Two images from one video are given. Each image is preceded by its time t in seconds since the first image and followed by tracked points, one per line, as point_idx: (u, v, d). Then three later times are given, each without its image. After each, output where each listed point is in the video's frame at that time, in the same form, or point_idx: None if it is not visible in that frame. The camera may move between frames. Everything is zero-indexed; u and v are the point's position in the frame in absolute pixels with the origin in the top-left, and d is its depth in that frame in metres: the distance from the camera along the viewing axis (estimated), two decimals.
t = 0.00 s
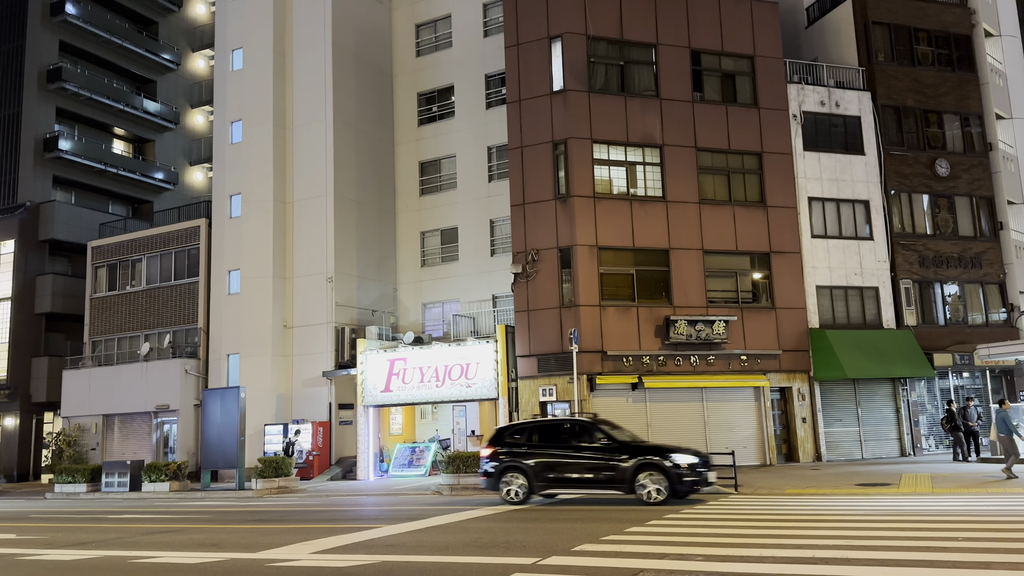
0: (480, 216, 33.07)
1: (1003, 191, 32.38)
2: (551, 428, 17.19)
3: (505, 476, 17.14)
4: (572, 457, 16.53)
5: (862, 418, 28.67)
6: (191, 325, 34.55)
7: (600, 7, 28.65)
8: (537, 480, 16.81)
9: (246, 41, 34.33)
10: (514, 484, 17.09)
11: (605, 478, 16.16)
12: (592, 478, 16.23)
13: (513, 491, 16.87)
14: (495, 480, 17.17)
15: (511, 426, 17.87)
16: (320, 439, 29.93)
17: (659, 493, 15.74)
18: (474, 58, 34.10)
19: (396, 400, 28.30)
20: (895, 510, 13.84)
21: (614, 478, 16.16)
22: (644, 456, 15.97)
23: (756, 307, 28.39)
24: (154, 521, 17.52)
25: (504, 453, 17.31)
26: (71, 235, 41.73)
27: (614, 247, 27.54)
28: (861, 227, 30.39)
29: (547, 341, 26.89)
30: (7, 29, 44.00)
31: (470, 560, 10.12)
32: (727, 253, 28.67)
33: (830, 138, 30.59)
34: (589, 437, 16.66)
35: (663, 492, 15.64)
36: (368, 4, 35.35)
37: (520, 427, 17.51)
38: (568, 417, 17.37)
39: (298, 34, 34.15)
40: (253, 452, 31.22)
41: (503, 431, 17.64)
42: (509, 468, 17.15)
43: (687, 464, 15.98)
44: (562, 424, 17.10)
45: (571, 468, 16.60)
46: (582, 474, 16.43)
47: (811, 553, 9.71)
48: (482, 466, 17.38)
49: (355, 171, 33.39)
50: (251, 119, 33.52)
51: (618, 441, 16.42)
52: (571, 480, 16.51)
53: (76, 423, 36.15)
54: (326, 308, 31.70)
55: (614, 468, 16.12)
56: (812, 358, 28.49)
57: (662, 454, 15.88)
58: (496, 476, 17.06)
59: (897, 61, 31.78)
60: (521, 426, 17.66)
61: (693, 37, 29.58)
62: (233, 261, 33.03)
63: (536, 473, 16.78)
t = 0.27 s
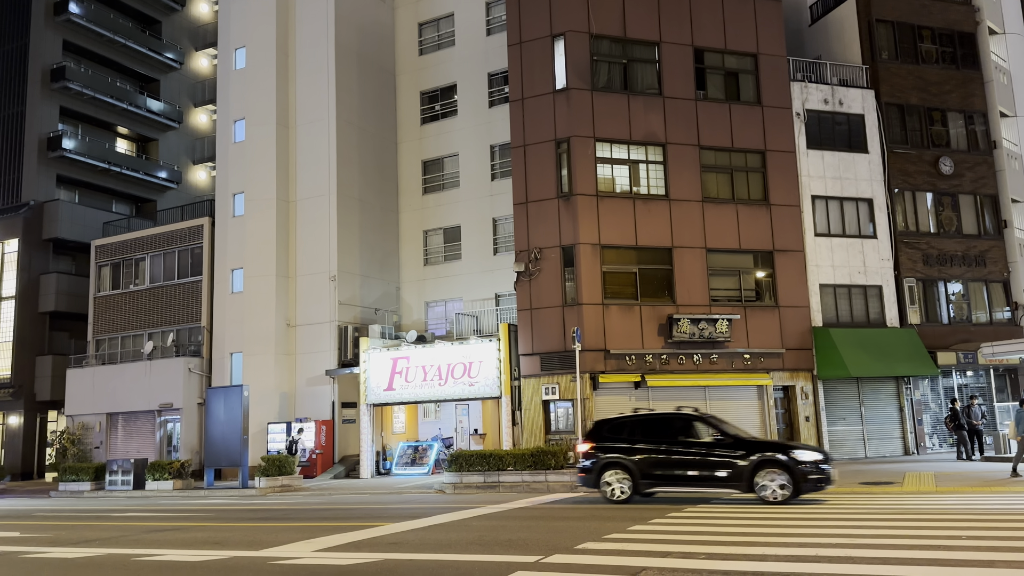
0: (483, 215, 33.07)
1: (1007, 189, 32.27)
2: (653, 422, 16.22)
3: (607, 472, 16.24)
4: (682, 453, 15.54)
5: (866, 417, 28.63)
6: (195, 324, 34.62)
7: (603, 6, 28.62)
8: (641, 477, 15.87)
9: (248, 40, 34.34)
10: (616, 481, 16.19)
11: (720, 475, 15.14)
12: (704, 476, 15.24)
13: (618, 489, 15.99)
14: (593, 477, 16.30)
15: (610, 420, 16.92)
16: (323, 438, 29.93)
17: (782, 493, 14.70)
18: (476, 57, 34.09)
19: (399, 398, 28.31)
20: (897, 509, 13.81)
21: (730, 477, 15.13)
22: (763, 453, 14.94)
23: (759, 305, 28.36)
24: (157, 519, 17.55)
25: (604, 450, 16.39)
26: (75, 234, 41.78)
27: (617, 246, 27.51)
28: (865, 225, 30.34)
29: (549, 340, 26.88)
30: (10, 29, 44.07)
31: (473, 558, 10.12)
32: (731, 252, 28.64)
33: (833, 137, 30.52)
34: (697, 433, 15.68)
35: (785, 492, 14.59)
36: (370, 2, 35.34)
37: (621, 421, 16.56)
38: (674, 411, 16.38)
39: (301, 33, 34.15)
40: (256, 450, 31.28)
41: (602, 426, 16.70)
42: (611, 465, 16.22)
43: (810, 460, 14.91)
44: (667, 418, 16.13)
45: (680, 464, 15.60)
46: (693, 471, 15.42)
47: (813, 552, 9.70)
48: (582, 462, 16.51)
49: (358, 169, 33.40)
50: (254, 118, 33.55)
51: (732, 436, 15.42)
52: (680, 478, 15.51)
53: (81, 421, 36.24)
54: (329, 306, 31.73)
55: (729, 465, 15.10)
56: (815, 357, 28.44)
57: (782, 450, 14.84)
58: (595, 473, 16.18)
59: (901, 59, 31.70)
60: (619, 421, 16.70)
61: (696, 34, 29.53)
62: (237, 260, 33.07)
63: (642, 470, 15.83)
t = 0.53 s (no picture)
0: (486, 214, 33.07)
1: (1013, 187, 32.16)
2: (766, 417, 15.55)
3: (717, 470, 15.54)
4: (804, 450, 14.91)
5: (870, 415, 28.63)
6: (199, 322, 34.70)
7: (607, 3, 28.58)
8: (756, 475, 15.23)
9: (252, 38, 34.35)
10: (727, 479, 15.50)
11: (847, 473, 14.58)
12: (829, 473, 14.66)
13: (730, 488, 15.32)
14: (702, 475, 15.65)
15: (714, 415, 16.19)
16: (327, 436, 30.03)
17: (917, 489, 14.20)
18: (480, 55, 34.08)
19: (403, 396, 28.33)
20: (900, 506, 13.81)
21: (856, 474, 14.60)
22: (892, 449, 14.43)
23: (763, 304, 28.31)
24: (163, 516, 17.61)
25: (713, 447, 15.69)
26: (79, 233, 41.89)
27: (620, 244, 27.50)
28: (869, 223, 30.26)
29: (553, 338, 26.90)
30: (15, 28, 44.20)
31: (477, 556, 10.13)
32: (735, 250, 28.60)
33: (837, 134, 30.46)
34: (817, 428, 15.07)
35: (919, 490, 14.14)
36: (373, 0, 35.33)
37: (729, 416, 15.85)
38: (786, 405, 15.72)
39: (305, 32, 34.18)
40: (261, 448, 31.32)
41: (710, 420, 16.00)
42: (722, 462, 15.52)
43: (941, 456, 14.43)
44: (781, 413, 15.45)
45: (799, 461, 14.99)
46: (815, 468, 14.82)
47: (816, 549, 9.70)
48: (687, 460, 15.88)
49: (362, 168, 33.43)
50: (258, 117, 33.57)
51: (857, 432, 14.86)
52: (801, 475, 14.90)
53: (86, 419, 36.33)
54: (333, 305, 31.77)
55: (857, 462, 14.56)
56: (820, 355, 28.39)
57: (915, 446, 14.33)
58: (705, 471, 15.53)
59: (906, 56, 31.61)
60: (727, 416, 15.97)
61: (700, 32, 29.48)
62: (241, 258, 33.11)
63: (757, 468, 15.19)
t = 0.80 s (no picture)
0: (489, 212, 33.08)
1: (1017, 185, 32.09)
2: (884, 412, 14.86)
3: (832, 467, 14.83)
4: (928, 446, 14.17)
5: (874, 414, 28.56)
6: (203, 321, 34.74)
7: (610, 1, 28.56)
8: (876, 473, 14.50)
9: (255, 37, 34.38)
10: (843, 477, 14.77)
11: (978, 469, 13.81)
12: (946, 470, 13.97)
13: (848, 486, 14.60)
14: (816, 473, 14.95)
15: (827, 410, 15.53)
16: (330, 434, 30.11)
17: None
18: (483, 53, 34.08)
19: (406, 395, 28.34)
20: (904, 505, 13.78)
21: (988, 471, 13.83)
22: None
23: (766, 302, 28.29)
24: (167, 514, 17.64)
25: (827, 443, 15.01)
26: (83, 231, 41.96)
27: (624, 242, 27.49)
28: (873, 221, 30.22)
29: (556, 336, 26.91)
30: (19, 27, 44.28)
31: (480, 554, 10.15)
32: (738, 248, 28.57)
33: (841, 132, 30.41)
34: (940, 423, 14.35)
35: None
36: None
37: (844, 410, 15.18)
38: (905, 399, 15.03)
39: (308, 30, 34.20)
40: (264, 447, 31.35)
41: (823, 415, 15.32)
42: (837, 459, 14.82)
43: None
44: (901, 408, 14.74)
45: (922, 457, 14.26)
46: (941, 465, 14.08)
47: (820, 548, 9.68)
48: (797, 457, 15.18)
49: (365, 166, 33.45)
50: (261, 116, 33.58)
51: (987, 427, 14.11)
52: (926, 472, 14.15)
53: (89, 418, 36.40)
54: (336, 303, 31.80)
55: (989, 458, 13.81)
56: (823, 354, 28.33)
57: None
58: (818, 468, 14.88)
59: (909, 54, 31.55)
60: (842, 410, 15.31)
61: (703, 30, 29.45)
62: (244, 257, 33.15)
63: (878, 465, 14.47)
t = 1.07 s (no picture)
0: (492, 211, 33.08)
1: (1021, 183, 32.02)
2: (1007, 405, 14.14)
3: (954, 465, 14.09)
4: None
5: (877, 412, 28.52)
6: (206, 319, 34.78)
7: None
8: (1000, 470, 13.77)
9: (258, 36, 34.38)
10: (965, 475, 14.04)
11: None
12: None
13: (972, 484, 13.85)
14: (936, 471, 14.20)
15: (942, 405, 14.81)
16: (334, 433, 30.19)
17: None
18: (485, 51, 34.07)
19: (409, 393, 28.38)
20: (908, 503, 13.77)
21: None
22: None
23: (769, 300, 28.26)
24: (171, 512, 17.67)
25: (945, 439, 14.28)
26: (86, 230, 42.03)
27: (627, 241, 27.47)
28: (876, 220, 30.20)
29: (559, 334, 26.89)
30: (22, 26, 44.31)
31: (483, 552, 10.14)
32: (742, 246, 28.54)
33: (844, 131, 30.36)
34: None
35: None
36: None
37: (963, 404, 14.45)
38: None
39: (311, 29, 34.21)
40: (267, 445, 31.39)
41: (940, 410, 14.59)
42: (959, 455, 14.08)
43: None
44: None
45: None
46: None
47: (824, 546, 9.67)
48: (914, 454, 14.44)
49: (368, 165, 33.46)
50: (264, 114, 33.58)
51: None
52: None
53: (93, 416, 36.45)
54: (339, 301, 31.83)
55: None
56: (826, 352, 28.30)
57: None
58: (938, 467, 14.13)
59: (913, 52, 31.49)
60: (960, 404, 14.59)
61: (707, 28, 29.41)
62: (248, 255, 33.17)
63: (1004, 461, 13.73)
